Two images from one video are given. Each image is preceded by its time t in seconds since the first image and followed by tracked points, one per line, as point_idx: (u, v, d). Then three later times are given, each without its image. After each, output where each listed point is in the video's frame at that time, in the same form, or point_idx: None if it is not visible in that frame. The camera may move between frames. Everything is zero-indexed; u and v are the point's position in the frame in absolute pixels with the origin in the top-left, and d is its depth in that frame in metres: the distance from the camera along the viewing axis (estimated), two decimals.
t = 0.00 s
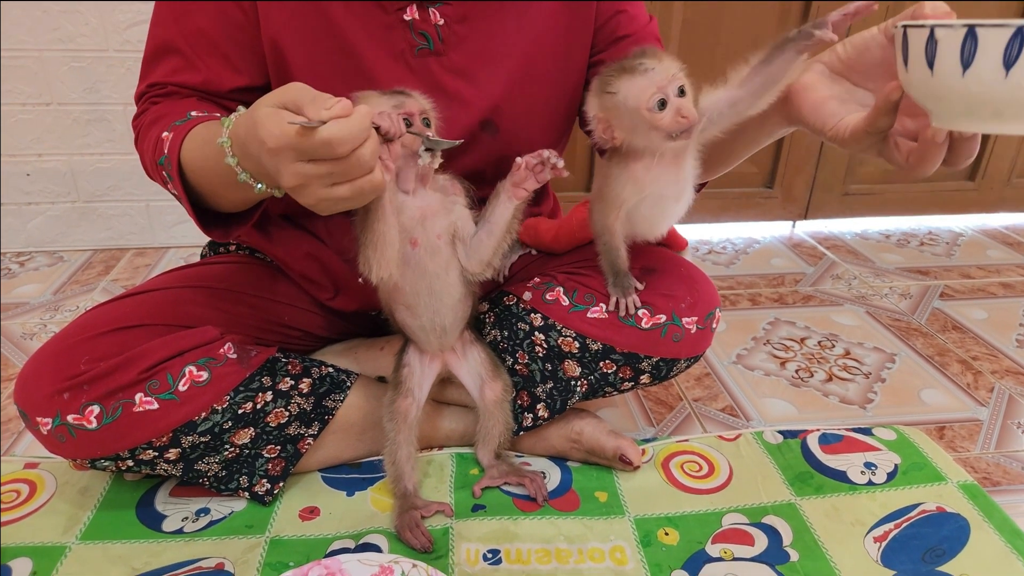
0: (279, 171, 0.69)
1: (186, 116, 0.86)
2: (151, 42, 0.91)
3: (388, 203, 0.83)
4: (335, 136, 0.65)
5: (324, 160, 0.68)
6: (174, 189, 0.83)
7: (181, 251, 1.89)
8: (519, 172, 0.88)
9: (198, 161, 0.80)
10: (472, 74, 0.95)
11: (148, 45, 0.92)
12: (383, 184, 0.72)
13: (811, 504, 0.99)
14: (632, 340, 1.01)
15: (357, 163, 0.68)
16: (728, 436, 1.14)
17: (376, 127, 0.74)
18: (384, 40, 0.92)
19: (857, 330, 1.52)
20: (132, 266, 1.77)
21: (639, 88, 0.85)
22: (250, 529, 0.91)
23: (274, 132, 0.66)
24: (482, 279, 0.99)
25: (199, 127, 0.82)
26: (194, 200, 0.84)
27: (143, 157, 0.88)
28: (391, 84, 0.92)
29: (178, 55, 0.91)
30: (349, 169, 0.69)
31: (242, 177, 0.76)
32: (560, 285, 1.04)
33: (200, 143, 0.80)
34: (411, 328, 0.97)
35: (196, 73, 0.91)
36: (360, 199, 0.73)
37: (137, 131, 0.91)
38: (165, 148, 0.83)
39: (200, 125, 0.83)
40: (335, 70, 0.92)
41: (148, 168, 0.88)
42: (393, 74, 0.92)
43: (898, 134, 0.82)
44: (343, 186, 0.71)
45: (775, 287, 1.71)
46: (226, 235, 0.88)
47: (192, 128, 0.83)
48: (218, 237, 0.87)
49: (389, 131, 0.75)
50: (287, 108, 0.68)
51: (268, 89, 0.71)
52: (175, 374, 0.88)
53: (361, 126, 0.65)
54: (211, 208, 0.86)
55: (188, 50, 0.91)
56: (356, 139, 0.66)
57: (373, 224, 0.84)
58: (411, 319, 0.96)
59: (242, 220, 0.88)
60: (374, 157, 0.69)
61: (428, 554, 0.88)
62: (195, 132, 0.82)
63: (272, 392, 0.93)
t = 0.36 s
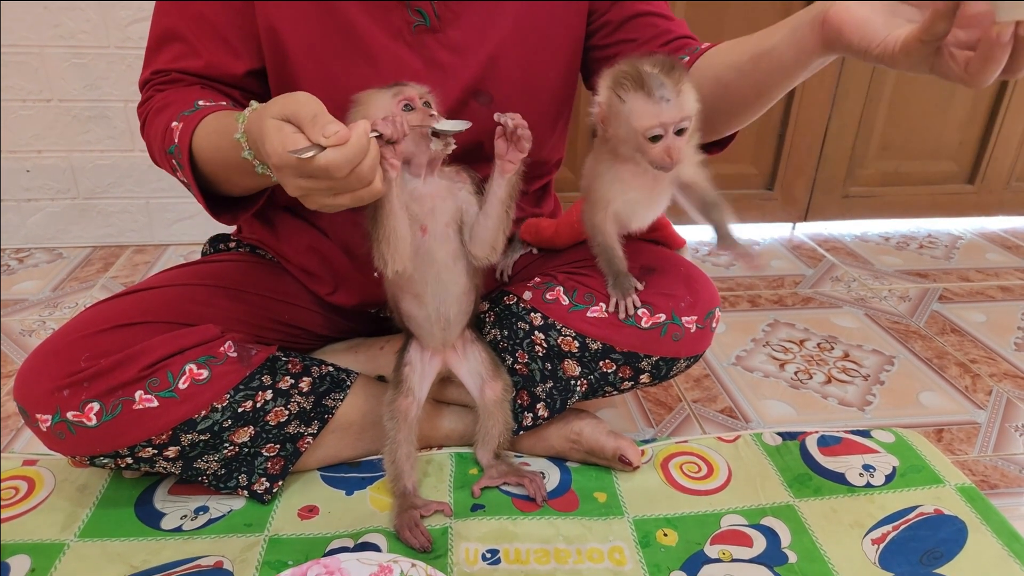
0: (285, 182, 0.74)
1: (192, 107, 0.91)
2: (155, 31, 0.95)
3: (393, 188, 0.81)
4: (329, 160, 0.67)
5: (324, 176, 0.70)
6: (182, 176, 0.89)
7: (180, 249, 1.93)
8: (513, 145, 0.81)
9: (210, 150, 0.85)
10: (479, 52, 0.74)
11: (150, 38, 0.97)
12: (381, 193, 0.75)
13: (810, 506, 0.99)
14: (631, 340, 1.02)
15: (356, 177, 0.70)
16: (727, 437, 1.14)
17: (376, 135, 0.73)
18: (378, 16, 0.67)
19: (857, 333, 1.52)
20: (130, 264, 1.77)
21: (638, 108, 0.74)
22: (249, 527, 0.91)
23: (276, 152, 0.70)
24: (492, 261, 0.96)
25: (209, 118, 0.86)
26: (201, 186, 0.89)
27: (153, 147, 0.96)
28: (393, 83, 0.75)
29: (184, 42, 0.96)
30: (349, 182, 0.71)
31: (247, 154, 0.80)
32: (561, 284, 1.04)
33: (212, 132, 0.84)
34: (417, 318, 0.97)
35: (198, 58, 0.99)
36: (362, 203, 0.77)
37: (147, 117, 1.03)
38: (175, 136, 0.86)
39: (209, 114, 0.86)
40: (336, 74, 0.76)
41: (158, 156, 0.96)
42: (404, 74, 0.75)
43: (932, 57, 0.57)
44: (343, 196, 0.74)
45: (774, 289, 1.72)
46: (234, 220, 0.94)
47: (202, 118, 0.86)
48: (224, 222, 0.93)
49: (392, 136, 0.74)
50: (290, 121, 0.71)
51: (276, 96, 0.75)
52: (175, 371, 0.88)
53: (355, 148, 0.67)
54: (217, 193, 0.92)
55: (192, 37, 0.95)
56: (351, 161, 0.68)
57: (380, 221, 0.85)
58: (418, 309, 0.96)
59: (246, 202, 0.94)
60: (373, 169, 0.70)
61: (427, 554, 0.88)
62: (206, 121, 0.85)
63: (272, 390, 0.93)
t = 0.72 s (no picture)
0: (263, 168, 0.76)
1: (190, 98, 0.89)
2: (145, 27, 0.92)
3: (380, 164, 0.80)
4: (295, 145, 0.68)
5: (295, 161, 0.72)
6: (185, 169, 0.88)
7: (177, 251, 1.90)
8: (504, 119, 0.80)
9: (209, 140, 0.84)
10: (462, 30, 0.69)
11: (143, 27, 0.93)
12: (356, 172, 0.77)
13: (808, 504, 0.99)
14: (627, 334, 1.01)
15: (327, 159, 0.72)
16: (725, 435, 1.14)
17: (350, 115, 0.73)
18: None
19: (855, 329, 1.52)
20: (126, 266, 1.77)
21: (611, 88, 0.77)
22: (245, 529, 0.91)
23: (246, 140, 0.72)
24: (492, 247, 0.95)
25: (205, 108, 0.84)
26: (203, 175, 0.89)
27: (153, 142, 0.92)
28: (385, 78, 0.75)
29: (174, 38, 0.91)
30: (321, 164, 0.73)
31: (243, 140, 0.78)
32: (555, 281, 1.03)
33: (208, 122, 0.83)
34: (414, 314, 0.97)
35: (192, 50, 0.91)
36: (340, 182, 0.79)
37: (145, 116, 0.96)
38: (173, 131, 0.86)
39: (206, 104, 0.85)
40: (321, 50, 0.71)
41: (159, 151, 0.93)
42: (388, 59, 0.74)
43: (868, 11, 0.51)
44: (320, 177, 0.77)
45: (772, 286, 1.71)
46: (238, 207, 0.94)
47: (199, 109, 0.85)
48: (231, 210, 0.93)
49: (366, 114, 0.74)
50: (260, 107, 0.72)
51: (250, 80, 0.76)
52: (170, 373, 0.87)
53: (322, 131, 0.69)
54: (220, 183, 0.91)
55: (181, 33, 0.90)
56: (315, 148, 0.69)
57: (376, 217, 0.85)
58: (415, 303, 0.96)
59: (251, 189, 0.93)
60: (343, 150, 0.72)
61: (424, 555, 0.88)
62: (203, 113, 0.84)
63: (267, 392, 0.92)
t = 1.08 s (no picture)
0: (222, 126, 0.75)
1: (175, 82, 0.88)
2: (142, 16, 0.97)
3: (350, 143, 0.77)
4: (250, 97, 0.67)
5: (253, 117, 0.71)
6: (171, 154, 0.86)
7: (174, 248, 1.88)
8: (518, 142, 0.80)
9: (189, 120, 0.82)
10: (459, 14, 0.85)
11: (137, 23, 0.98)
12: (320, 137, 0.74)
13: (807, 501, 0.98)
14: (625, 326, 1.00)
15: (284, 120, 0.71)
16: (725, 432, 1.13)
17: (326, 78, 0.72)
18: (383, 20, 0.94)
19: (855, 325, 1.51)
20: (123, 264, 1.76)
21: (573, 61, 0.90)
22: (241, 528, 0.90)
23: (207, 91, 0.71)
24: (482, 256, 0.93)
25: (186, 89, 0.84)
26: (189, 160, 0.87)
27: (140, 129, 0.90)
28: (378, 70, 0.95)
29: (166, 27, 0.96)
30: (278, 125, 0.72)
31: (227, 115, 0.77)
32: (553, 275, 1.02)
33: (188, 100, 0.82)
34: (406, 312, 0.95)
35: (180, 38, 0.95)
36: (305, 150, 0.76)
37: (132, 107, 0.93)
38: (157, 113, 0.85)
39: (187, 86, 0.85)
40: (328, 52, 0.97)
41: (145, 139, 0.90)
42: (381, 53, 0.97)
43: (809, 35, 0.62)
44: (279, 142, 0.74)
45: (772, 282, 1.70)
46: (226, 194, 0.91)
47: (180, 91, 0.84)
48: (216, 197, 0.91)
49: (342, 82, 0.72)
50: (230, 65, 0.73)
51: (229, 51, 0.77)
52: (165, 370, 0.87)
53: (281, 86, 0.67)
54: (207, 171, 0.89)
55: (175, 22, 0.96)
56: (270, 98, 0.68)
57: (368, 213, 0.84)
58: (408, 302, 0.94)
59: (239, 176, 0.91)
60: (303, 114, 0.71)
61: (422, 553, 0.87)
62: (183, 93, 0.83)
63: (263, 389, 0.92)
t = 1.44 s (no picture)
0: (263, 163, 0.76)
1: (198, 87, 0.88)
2: (158, 12, 0.96)
3: (386, 173, 0.79)
4: (293, 144, 0.68)
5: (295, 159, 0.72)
6: (191, 159, 0.86)
7: (176, 245, 1.87)
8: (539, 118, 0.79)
9: (213, 130, 0.83)
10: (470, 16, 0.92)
11: (153, 19, 0.98)
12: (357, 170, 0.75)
13: (811, 502, 0.98)
14: (630, 326, 1.00)
15: (325, 160, 0.72)
16: (727, 433, 1.13)
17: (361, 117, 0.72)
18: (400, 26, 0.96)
19: (857, 326, 1.50)
20: (125, 260, 1.75)
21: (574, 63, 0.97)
22: (243, 525, 0.90)
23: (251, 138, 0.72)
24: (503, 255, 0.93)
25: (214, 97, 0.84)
26: (208, 165, 0.86)
27: (159, 130, 0.91)
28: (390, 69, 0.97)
29: (183, 24, 0.96)
30: (320, 164, 0.73)
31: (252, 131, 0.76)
32: (557, 274, 1.02)
33: (218, 112, 0.82)
34: (422, 308, 0.96)
35: (198, 37, 0.95)
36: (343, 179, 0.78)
37: (151, 105, 0.93)
38: (181, 119, 0.84)
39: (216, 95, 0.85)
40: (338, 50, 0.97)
41: (164, 140, 0.91)
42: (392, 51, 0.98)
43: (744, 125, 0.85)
44: (319, 176, 0.76)
45: (774, 282, 1.70)
46: (242, 195, 0.92)
47: (206, 100, 0.85)
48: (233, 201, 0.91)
49: (376, 119, 0.72)
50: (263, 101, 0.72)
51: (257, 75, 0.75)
52: (168, 367, 0.86)
53: (321, 132, 0.68)
54: (224, 174, 0.89)
55: (192, 18, 0.96)
56: (313, 146, 0.69)
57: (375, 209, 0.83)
58: (423, 298, 0.95)
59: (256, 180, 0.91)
60: (343, 152, 0.71)
61: (424, 552, 0.87)
62: (210, 103, 0.84)
63: (265, 386, 0.91)
